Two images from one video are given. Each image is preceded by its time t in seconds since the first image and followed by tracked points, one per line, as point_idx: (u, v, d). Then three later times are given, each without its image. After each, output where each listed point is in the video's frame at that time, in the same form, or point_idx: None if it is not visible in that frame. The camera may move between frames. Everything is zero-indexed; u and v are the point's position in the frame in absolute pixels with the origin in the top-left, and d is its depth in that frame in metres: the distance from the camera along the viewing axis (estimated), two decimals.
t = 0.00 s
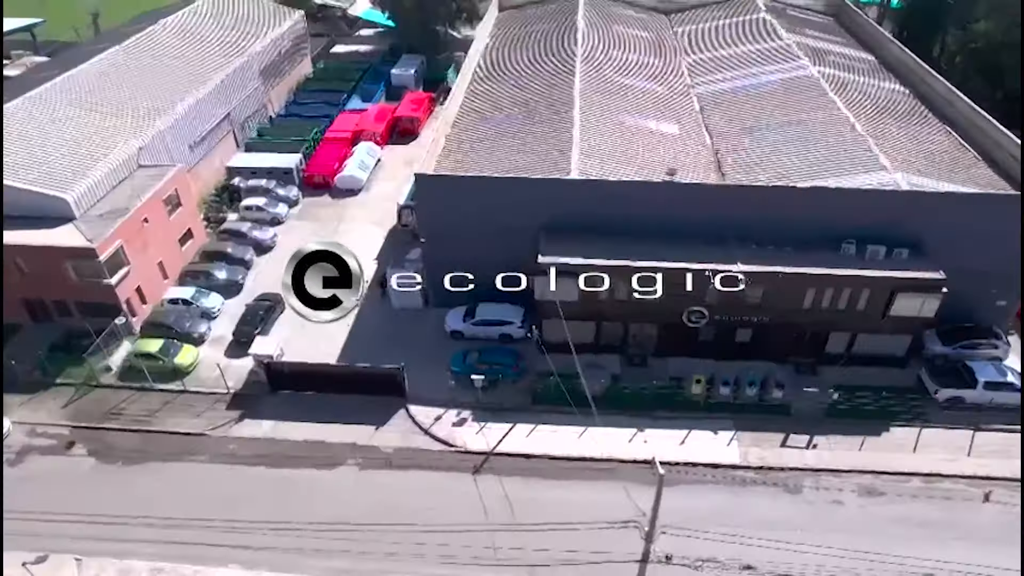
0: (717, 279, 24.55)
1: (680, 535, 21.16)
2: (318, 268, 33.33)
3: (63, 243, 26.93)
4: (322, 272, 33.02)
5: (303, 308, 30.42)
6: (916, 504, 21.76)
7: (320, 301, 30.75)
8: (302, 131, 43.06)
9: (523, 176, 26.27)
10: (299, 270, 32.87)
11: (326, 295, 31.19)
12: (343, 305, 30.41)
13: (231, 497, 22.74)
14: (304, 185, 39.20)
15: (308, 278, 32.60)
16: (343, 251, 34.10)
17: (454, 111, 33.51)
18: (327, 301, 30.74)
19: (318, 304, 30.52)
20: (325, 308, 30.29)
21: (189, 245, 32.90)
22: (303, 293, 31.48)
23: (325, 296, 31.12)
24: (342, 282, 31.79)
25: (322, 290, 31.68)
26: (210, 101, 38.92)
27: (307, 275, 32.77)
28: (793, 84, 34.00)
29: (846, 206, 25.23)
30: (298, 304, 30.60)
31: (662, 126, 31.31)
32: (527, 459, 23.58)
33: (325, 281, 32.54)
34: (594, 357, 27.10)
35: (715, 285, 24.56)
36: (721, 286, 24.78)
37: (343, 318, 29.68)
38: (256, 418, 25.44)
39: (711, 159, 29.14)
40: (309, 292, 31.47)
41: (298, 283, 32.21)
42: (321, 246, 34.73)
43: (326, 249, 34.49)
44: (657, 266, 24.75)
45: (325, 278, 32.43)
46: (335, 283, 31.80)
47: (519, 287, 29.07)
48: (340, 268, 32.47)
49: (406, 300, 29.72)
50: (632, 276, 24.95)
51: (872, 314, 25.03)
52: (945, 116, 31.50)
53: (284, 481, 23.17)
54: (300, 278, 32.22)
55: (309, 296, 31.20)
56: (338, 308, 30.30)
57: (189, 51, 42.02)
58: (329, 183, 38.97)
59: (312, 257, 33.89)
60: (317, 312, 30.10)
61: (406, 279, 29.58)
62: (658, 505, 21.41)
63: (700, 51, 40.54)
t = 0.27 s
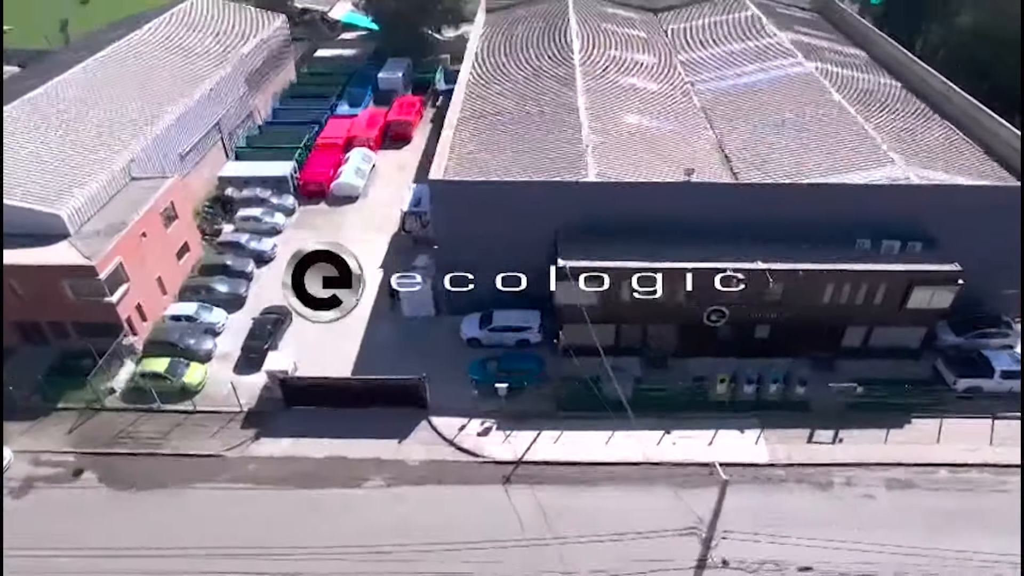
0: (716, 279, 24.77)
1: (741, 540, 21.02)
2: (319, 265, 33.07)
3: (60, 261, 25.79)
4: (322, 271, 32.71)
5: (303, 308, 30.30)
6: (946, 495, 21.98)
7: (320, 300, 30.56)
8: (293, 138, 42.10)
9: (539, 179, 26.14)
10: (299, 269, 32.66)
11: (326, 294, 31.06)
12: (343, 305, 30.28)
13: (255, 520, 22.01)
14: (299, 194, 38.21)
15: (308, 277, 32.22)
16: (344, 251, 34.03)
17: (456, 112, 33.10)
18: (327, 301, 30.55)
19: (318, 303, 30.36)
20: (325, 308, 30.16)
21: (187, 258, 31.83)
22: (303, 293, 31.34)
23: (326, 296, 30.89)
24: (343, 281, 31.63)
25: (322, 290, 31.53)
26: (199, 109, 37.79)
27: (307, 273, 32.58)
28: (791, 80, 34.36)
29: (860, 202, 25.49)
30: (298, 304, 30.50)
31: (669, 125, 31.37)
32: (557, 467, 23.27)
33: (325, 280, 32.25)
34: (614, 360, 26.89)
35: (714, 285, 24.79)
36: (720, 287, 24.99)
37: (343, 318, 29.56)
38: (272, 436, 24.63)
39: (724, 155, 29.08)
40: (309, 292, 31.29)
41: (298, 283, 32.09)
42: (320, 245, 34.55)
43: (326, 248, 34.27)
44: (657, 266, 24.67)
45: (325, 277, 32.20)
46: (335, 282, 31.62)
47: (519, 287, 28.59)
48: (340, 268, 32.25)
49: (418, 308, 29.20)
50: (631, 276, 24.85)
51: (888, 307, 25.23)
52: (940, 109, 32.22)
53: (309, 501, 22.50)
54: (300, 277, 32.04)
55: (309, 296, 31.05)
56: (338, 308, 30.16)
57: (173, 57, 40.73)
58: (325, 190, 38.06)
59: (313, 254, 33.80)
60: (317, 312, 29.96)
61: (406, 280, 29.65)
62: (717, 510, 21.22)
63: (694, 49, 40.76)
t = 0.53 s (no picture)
0: (715, 280, 24.89)
1: (803, 541, 20.96)
2: (319, 266, 33.09)
3: (59, 280, 24.69)
4: (322, 272, 32.85)
5: (304, 308, 30.37)
6: (975, 484, 22.27)
7: (320, 301, 30.63)
8: (284, 146, 41.13)
9: (555, 182, 26.02)
10: (299, 269, 32.67)
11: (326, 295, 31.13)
12: (343, 305, 30.22)
13: (284, 544, 21.32)
14: (295, 202, 37.27)
15: (308, 278, 32.50)
16: (344, 251, 33.95)
17: (458, 115, 32.65)
18: (327, 301, 30.54)
19: (318, 304, 30.40)
20: (325, 308, 30.15)
21: (186, 273, 30.74)
22: (303, 293, 31.42)
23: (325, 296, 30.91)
24: (343, 282, 31.62)
25: (322, 290, 31.68)
26: (188, 118, 36.56)
27: (307, 275, 32.69)
28: (790, 77, 34.68)
29: (873, 196, 25.76)
30: (298, 305, 30.57)
31: (675, 124, 31.40)
32: (588, 474, 23.01)
33: (325, 280, 32.38)
34: (636, 361, 26.69)
35: (714, 286, 24.92)
36: (722, 287, 25.12)
37: (343, 318, 29.51)
38: (292, 454, 23.86)
39: (735, 152, 29.12)
40: (310, 293, 31.37)
41: (298, 283, 32.06)
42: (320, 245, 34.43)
43: (326, 249, 34.19)
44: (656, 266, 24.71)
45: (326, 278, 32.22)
46: (335, 283, 31.63)
47: (519, 287, 28.27)
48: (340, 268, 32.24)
49: (432, 317, 28.70)
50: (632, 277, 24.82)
51: (905, 299, 25.51)
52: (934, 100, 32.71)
53: (339, 521, 21.87)
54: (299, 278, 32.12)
55: (309, 296, 31.12)
56: (338, 308, 30.11)
57: (156, 65, 39.37)
58: (322, 198, 37.21)
59: (314, 254, 33.87)
60: (317, 312, 29.96)
61: (408, 280, 29.44)
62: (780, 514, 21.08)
63: (687, 48, 40.97)
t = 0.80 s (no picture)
0: (716, 280, 24.80)
1: (864, 541, 20.99)
2: (319, 265, 32.81)
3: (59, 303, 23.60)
4: (323, 272, 32.67)
5: (303, 308, 30.32)
6: (999, 473, 22.64)
7: (320, 300, 30.57)
8: (274, 154, 40.09)
9: (572, 184, 25.76)
10: (299, 268, 32.44)
11: (326, 295, 31.10)
12: (343, 305, 30.23)
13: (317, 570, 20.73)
14: (290, 212, 36.33)
15: (309, 278, 32.27)
16: (344, 252, 33.87)
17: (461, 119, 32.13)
18: (327, 301, 30.52)
19: (318, 303, 30.36)
20: (325, 308, 30.14)
21: (185, 290, 29.70)
22: (302, 293, 31.36)
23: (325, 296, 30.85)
24: (343, 281, 31.54)
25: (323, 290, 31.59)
26: (177, 129, 35.35)
27: (307, 273, 32.53)
28: (787, 73, 34.97)
29: (885, 191, 26.05)
30: (298, 304, 30.52)
31: (681, 123, 31.40)
32: (619, 481, 22.84)
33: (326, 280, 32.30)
34: (657, 363, 26.55)
35: (715, 286, 24.82)
36: (722, 287, 25.03)
37: (343, 318, 29.52)
38: (315, 474, 23.17)
39: (746, 149, 29.07)
40: (309, 292, 31.33)
41: (298, 282, 31.92)
42: (320, 245, 34.27)
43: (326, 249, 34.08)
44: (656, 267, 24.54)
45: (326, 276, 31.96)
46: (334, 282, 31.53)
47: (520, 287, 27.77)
48: (340, 268, 32.19)
49: (445, 326, 28.20)
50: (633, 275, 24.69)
51: (919, 292, 25.86)
52: (928, 94, 33.27)
53: (371, 542, 21.35)
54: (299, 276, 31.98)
55: (310, 296, 31.09)
56: (338, 308, 30.12)
57: (137, 75, 38.03)
58: (318, 208, 36.35)
59: (313, 253, 33.73)
60: (316, 312, 29.95)
61: (407, 280, 31.26)
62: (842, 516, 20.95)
63: (679, 46, 41.05)
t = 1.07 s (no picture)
0: (716, 280, 24.77)
1: (923, 540, 21.12)
2: (319, 265, 32.81)
3: (59, 329, 22.41)
4: (323, 271, 32.52)
5: (303, 308, 30.35)
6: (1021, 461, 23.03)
7: (320, 300, 30.59)
8: (263, 164, 38.92)
9: (589, 190, 25.50)
10: (299, 268, 32.41)
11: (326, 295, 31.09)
12: (344, 305, 30.28)
13: None
14: (286, 224, 35.36)
15: (308, 277, 32.10)
16: (344, 252, 33.82)
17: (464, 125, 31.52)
18: (327, 301, 30.54)
19: (318, 303, 30.40)
20: (325, 308, 30.19)
21: (184, 309, 28.56)
22: (302, 292, 31.30)
23: (325, 296, 30.87)
24: (343, 281, 31.52)
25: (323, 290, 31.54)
26: (165, 141, 34.06)
27: (306, 271, 32.54)
28: (782, 71, 35.26)
29: (897, 186, 26.24)
30: (297, 304, 30.50)
31: (687, 123, 31.30)
32: (651, 487, 22.67)
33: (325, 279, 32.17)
34: (676, 365, 26.43)
35: (715, 286, 24.76)
36: (721, 287, 24.98)
37: (343, 318, 29.61)
38: (340, 496, 22.42)
39: (756, 146, 29.02)
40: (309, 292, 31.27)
41: (298, 282, 31.68)
42: (319, 246, 34.26)
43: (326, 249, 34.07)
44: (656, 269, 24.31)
45: (325, 276, 31.92)
46: (334, 282, 31.52)
47: (519, 288, 27.02)
48: (340, 268, 32.22)
49: (459, 336, 27.67)
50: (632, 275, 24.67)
51: (931, 284, 26.18)
52: (923, 90, 33.63)
53: (405, 564, 20.76)
54: (298, 276, 31.92)
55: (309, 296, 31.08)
56: (338, 308, 30.15)
57: (117, 85, 36.51)
58: (314, 219, 35.44)
59: (312, 253, 33.75)
60: (316, 312, 30.00)
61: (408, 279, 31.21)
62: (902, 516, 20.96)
63: (670, 46, 41.08)
